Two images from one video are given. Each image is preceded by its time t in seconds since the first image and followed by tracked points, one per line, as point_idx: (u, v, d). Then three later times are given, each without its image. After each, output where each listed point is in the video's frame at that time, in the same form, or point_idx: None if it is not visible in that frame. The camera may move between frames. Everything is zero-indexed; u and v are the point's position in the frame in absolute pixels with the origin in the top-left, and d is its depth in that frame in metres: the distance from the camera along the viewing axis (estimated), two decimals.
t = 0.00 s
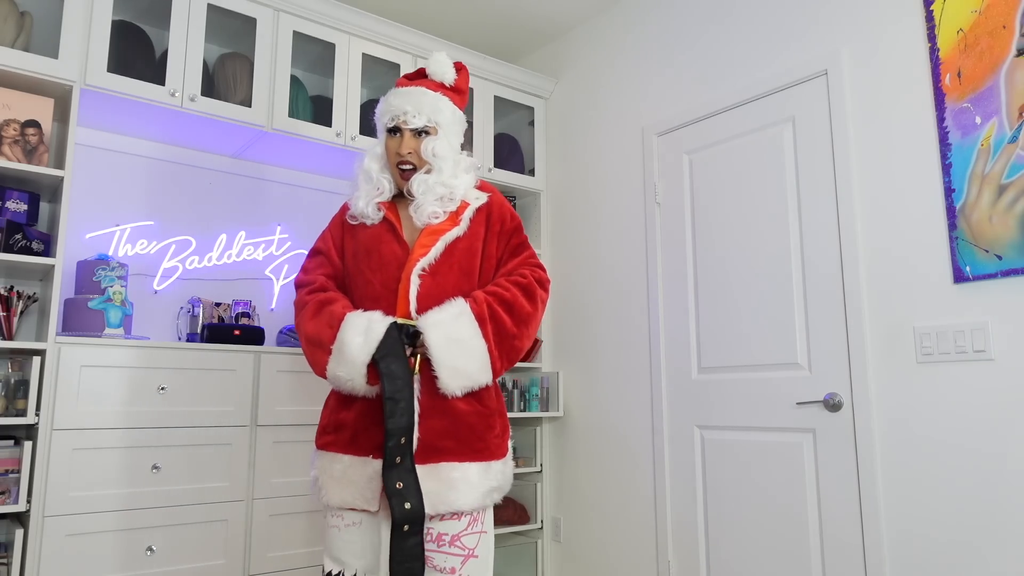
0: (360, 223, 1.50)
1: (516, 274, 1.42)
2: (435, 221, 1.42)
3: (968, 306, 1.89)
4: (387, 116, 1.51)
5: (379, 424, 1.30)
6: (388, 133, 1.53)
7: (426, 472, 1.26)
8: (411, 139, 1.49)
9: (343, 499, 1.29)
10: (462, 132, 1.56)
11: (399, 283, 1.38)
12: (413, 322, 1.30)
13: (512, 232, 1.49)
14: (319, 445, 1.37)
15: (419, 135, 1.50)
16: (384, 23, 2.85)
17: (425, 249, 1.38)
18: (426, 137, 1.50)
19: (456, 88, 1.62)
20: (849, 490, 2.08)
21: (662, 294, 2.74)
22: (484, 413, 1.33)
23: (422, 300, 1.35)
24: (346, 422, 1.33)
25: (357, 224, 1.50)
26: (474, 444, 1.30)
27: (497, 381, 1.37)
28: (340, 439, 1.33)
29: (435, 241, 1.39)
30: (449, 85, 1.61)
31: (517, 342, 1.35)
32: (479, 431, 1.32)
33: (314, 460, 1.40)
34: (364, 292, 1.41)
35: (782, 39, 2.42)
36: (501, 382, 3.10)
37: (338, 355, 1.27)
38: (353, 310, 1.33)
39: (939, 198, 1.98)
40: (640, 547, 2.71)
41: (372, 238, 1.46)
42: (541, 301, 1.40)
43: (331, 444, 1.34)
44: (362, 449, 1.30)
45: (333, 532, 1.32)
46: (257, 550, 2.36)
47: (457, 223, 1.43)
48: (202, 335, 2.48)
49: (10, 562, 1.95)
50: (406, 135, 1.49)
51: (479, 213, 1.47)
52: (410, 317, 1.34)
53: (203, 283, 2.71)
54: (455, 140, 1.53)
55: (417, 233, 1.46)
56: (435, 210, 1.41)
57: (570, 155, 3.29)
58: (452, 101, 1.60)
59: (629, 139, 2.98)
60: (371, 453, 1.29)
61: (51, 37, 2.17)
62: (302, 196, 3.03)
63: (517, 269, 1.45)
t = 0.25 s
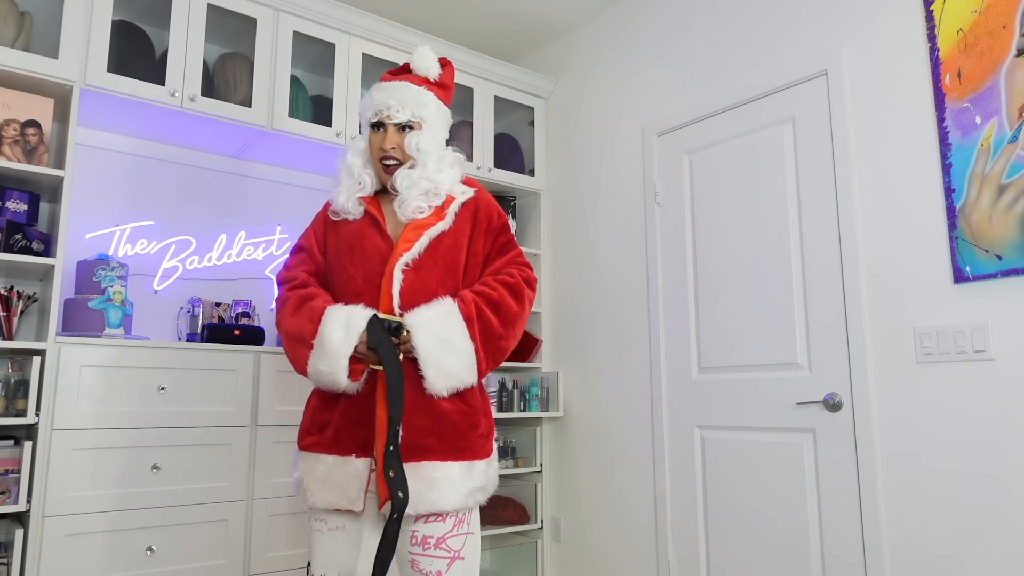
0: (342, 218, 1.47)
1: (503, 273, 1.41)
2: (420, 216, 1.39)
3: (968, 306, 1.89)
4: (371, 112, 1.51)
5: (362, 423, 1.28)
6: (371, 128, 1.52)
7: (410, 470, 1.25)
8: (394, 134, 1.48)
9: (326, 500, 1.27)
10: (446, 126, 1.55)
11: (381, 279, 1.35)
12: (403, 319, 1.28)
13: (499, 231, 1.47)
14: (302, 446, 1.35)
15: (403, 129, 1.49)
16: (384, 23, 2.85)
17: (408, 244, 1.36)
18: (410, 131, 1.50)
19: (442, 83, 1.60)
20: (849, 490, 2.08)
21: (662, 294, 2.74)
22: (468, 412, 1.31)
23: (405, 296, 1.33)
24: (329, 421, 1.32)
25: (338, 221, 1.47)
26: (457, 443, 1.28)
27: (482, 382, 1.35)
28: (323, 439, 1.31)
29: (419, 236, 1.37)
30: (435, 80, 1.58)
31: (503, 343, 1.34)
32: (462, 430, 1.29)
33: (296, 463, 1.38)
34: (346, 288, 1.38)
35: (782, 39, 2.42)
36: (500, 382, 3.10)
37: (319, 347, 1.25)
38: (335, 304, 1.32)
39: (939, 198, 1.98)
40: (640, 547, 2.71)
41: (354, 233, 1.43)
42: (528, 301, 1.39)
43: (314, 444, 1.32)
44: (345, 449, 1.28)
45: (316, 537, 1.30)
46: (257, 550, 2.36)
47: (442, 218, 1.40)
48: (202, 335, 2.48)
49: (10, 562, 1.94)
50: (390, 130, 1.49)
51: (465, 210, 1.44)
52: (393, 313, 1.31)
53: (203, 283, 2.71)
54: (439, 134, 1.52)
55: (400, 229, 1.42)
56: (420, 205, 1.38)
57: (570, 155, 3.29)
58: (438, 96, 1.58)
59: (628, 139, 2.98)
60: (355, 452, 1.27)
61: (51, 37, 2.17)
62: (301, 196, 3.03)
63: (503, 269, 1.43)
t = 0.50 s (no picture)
0: (331, 217, 1.47)
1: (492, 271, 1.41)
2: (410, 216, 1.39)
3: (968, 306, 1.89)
4: (360, 111, 1.50)
5: (350, 423, 1.28)
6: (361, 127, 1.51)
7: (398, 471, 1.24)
8: (384, 134, 1.47)
9: (314, 501, 1.26)
10: (437, 126, 1.56)
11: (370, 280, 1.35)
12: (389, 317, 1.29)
13: (488, 230, 1.47)
14: (291, 447, 1.35)
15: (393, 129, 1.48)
16: (384, 23, 2.85)
17: (397, 244, 1.36)
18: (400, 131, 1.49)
19: (433, 82, 1.60)
20: (849, 490, 2.08)
21: (662, 294, 2.75)
22: (457, 412, 1.31)
23: (393, 296, 1.33)
24: (319, 421, 1.32)
25: (328, 219, 1.47)
26: (447, 443, 1.29)
27: (471, 382, 1.35)
28: (311, 440, 1.31)
29: (409, 235, 1.36)
30: (426, 79, 1.59)
31: (492, 342, 1.33)
32: (452, 430, 1.29)
33: (286, 464, 1.37)
34: (335, 286, 1.38)
35: (782, 39, 2.42)
36: (500, 382, 3.10)
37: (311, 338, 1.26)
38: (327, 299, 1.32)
39: (939, 198, 1.98)
40: (640, 547, 2.71)
41: (344, 232, 1.42)
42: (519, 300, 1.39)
43: (302, 445, 1.31)
44: (332, 449, 1.28)
45: (307, 539, 1.30)
46: (257, 550, 2.36)
47: (432, 218, 1.40)
48: (202, 335, 2.48)
49: (10, 562, 1.94)
50: (380, 129, 1.48)
51: (454, 210, 1.43)
52: (383, 313, 1.31)
53: (203, 283, 2.71)
54: (430, 134, 1.51)
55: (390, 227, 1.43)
56: (409, 204, 1.38)
57: (570, 155, 3.29)
58: (428, 95, 1.58)
59: (628, 139, 2.98)
60: (342, 452, 1.27)
61: (51, 37, 2.17)
62: (301, 196, 3.03)
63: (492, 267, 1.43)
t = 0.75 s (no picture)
0: (326, 219, 1.46)
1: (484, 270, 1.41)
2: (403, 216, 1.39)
3: (968, 306, 1.89)
4: (355, 111, 1.51)
5: (346, 426, 1.28)
6: (356, 128, 1.52)
7: (394, 473, 1.25)
8: (379, 135, 1.48)
9: (310, 504, 1.26)
10: (432, 127, 1.56)
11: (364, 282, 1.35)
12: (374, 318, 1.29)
13: (482, 230, 1.47)
14: (286, 449, 1.35)
15: (388, 130, 1.50)
16: (384, 23, 2.85)
17: (392, 246, 1.35)
18: (395, 132, 1.50)
19: (428, 82, 1.60)
20: (849, 490, 2.08)
21: (662, 294, 2.74)
22: (451, 412, 1.31)
23: (387, 298, 1.32)
24: (314, 425, 1.31)
25: (323, 222, 1.46)
26: (442, 444, 1.28)
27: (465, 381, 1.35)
28: (306, 442, 1.31)
29: (403, 237, 1.36)
30: (421, 80, 1.59)
31: (483, 338, 1.32)
32: (446, 431, 1.29)
33: (281, 466, 1.37)
34: (329, 290, 1.38)
35: (783, 39, 2.42)
36: (500, 382, 3.10)
37: (297, 359, 1.25)
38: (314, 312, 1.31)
39: (939, 198, 1.98)
40: (640, 547, 2.71)
41: (339, 234, 1.42)
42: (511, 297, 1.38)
43: (298, 448, 1.31)
44: (328, 452, 1.28)
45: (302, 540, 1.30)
46: (257, 550, 2.36)
47: (426, 220, 1.40)
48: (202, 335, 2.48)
49: (10, 562, 1.94)
50: (374, 130, 1.49)
51: (446, 211, 1.43)
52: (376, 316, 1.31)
53: (203, 283, 2.71)
54: (425, 135, 1.52)
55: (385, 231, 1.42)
56: (403, 206, 1.38)
57: (570, 155, 3.29)
58: (424, 96, 1.58)
59: (628, 139, 2.98)
60: (338, 455, 1.27)
61: (51, 37, 2.17)
62: (301, 195, 3.03)
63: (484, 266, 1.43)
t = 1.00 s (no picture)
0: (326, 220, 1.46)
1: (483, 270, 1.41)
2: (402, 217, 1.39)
3: (968, 306, 1.89)
4: (353, 112, 1.51)
5: (347, 427, 1.28)
6: (353, 128, 1.52)
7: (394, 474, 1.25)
8: (376, 135, 1.48)
9: (313, 504, 1.26)
10: (429, 127, 1.56)
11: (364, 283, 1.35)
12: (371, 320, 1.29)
13: (481, 230, 1.47)
14: (288, 451, 1.34)
15: (385, 130, 1.50)
16: (384, 23, 2.85)
17: (392, 247, 1.35)
18: (392, 132, 1.50)
19: (425, 82, 1.60)
20: (849, 489, 2.08)
21: (662, 294, 2.75)
22: (451, 413, 1.31)
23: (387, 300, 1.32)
24: (315, 426, 1.31)
25: (322, 223, 1.46)
26: (442, 444, 1.29)
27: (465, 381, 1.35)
28: (307, 444, 1.31)
29: (403, 239, 1.36)
30: (418, 80, 1.59)
31: (481, 337, 1.32)
32: (446, 431, 1.29)
33: (283, 467, 1.37)
34: (329, 293, 1.38)
35: (783, 39, 2.42)
36: (500, 382, 3.10)
37: (296, 374, 1.25)
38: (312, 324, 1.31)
39: (939, 198, 1.98)
40: (640, 547, 2.71)
41: (339, 236, 1.42)
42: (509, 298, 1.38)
43: (299, 450, 1.31)
44: (329, 454, 1.27)
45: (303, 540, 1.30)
46: (257, 550, 2.35)
47: (425, 222, 1.39)
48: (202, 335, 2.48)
49: (10, 562, 1.94)
50: (372, 130, 1.49)
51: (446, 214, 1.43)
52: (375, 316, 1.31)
53: (203, 283, 2.71)
54: (423, 135, 1.52)
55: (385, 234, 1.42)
56: (403, 207, 1.38)
57: (570, 155, 3.29)
58: (421, 96, 1.59)
59: (628, 139, 2.98)
60: (340, 457, 1.26)
61: (51, 37, 2.17)
62: (301, 195, 3.02)
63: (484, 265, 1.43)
